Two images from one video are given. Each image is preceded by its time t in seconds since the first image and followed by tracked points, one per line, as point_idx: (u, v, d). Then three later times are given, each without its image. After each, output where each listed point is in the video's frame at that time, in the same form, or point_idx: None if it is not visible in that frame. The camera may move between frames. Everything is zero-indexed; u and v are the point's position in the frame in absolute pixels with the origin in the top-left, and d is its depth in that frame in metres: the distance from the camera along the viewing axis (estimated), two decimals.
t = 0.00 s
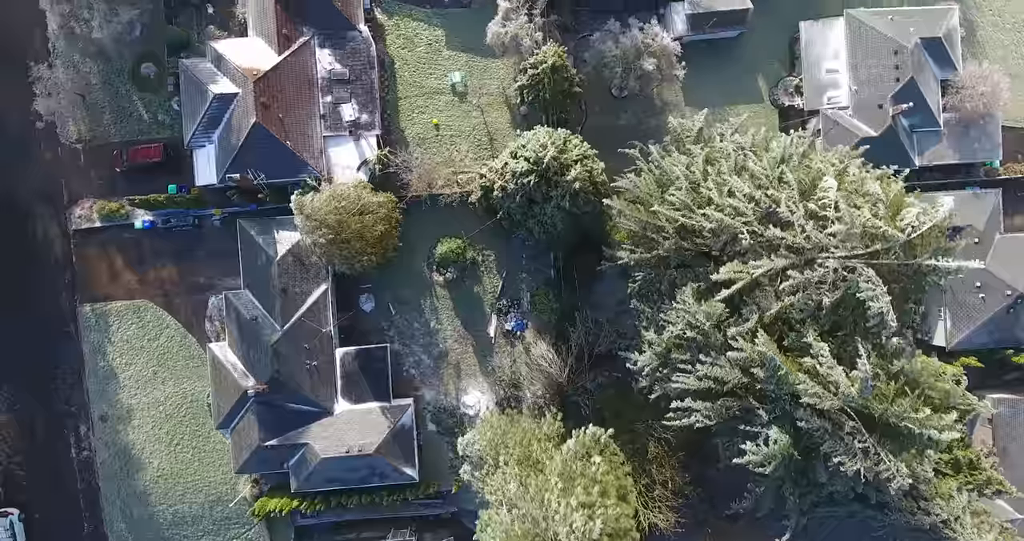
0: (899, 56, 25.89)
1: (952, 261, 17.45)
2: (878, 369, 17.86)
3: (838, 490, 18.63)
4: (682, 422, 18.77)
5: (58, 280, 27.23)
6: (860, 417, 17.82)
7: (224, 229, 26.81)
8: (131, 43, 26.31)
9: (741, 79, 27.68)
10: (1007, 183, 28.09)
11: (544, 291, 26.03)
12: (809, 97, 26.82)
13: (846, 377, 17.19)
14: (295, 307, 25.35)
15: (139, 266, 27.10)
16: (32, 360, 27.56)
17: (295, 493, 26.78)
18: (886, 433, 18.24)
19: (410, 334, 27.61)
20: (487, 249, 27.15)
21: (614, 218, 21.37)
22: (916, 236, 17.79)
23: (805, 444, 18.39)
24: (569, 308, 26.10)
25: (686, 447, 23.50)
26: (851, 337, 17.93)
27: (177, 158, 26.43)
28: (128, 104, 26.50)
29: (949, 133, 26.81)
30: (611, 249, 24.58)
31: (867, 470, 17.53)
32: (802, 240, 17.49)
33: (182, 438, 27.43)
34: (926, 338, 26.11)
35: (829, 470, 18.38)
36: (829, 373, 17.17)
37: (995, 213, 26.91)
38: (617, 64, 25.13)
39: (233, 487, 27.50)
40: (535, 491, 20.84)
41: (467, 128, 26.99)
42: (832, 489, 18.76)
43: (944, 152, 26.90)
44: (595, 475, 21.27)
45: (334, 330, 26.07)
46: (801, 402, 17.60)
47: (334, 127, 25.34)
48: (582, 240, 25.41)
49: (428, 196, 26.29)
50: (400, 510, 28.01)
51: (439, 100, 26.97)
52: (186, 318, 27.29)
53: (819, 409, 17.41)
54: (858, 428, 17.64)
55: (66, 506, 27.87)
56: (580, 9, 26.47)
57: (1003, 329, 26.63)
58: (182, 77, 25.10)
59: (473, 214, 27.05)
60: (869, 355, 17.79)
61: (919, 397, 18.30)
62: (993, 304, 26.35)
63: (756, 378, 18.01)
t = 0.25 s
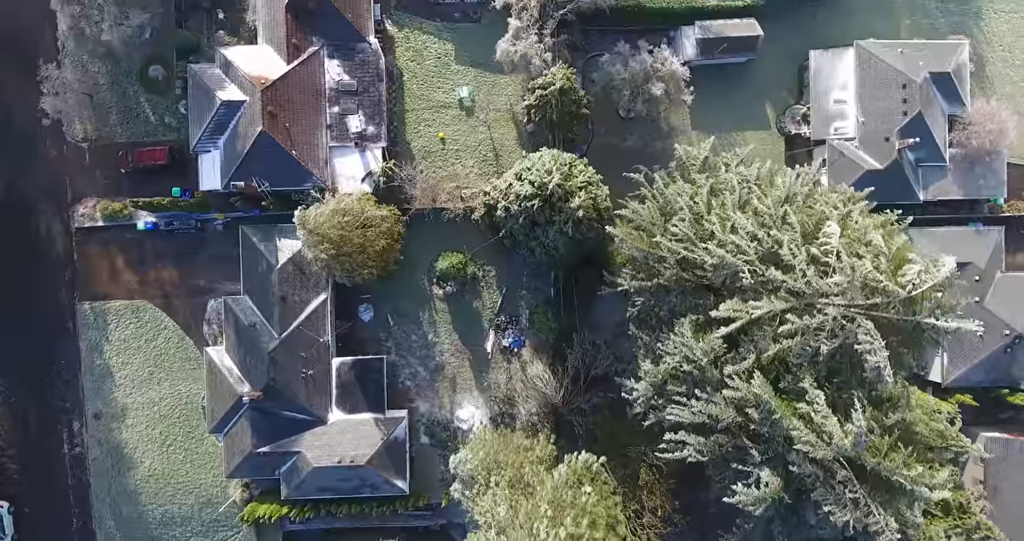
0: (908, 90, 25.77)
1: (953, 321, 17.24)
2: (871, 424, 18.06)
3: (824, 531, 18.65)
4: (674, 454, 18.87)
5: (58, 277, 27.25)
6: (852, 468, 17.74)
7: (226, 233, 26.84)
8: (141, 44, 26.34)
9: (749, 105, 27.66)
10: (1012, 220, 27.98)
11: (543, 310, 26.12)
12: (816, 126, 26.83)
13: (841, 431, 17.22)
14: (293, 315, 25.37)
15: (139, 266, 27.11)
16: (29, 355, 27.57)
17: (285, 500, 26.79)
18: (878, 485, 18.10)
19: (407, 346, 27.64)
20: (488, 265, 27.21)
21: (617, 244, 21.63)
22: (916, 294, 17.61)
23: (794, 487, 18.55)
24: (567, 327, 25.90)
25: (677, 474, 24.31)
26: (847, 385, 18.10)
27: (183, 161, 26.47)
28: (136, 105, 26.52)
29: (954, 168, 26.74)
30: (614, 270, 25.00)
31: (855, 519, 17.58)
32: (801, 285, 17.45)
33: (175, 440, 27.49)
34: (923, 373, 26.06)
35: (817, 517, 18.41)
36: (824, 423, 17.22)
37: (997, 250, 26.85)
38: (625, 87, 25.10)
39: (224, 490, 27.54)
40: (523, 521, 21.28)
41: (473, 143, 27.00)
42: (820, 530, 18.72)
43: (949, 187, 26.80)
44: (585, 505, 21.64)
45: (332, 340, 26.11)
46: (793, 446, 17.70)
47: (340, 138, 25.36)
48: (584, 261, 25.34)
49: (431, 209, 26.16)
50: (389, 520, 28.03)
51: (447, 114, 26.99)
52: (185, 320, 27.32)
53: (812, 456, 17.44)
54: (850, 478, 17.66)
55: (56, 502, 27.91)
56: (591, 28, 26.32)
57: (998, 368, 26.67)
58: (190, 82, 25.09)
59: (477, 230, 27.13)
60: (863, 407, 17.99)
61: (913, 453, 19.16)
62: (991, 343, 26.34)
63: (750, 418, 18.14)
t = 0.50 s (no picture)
0: (913, 118, 25.76)
1: (950, 374, 17.33)
2: (866, 469, 18.04)
3: None
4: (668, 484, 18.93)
5: (58, 282, 27.25)
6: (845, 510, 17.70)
7: (227, 242, 26.87)
8: (147, 51, 26.26)
9: (754, 128, 27.63)
10: (1012, 249, 28.04)
11: (542, 328, 25.97)
12: (820, 151, 26.85)
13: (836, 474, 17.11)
14: (292, 327, 25.36)
15: (139, 272, 27.11)
16: (27, 359, 27.54)
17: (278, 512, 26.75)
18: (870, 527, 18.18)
19: (406, 360, 27.64)
20: (489, 281, 27.20)
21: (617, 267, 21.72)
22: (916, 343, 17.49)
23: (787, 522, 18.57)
24: (565, 346, 26.09)
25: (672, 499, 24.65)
26: (844, 424, 18.10)
27: (186, 169, 26.44)
28: (140, 112, 26.48)
29: (956, 197, 26.76)
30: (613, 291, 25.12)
31: None
32: (800, 324, 17.39)
33: (171, 448, 27.48)
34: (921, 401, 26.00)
35: None
36: (820, 466, 17.16)
37: (997, 280, 26.84)
38: (631, 109, 25.09)
39: (219, 499, 27.53)
40: None
41: (476, 158, 26.97)
42: None
43: (951, 216, 26.82)
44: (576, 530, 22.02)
45: (330, 353, 26.06)
46: (788, 485, 17.72)
47: (343, 151, 25.31)
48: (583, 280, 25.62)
49: (433, 223, 26.13)
50: (382, 533, 27.97)
51: (451, 129, 26.97)
52: (183, 328, 27.32)
53: (806, 497, 17.42)
54: (844, 519, 17.66)
55: (50, 507, 27.90)
56: (597, 47, 26.42)
57: (995, 398, 26.68)
58: (195, 91, 25.19)
59: (478, 246, 27.16)
60: (857, 450, 18.03)
61: (906, 500, 18.97)
62: (989, 372, 26.33)
63: (746, 452, 18.18)
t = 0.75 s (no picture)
0: (916, 145, 25.66)
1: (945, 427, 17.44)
2: (857, 514, 18.04)
3: None
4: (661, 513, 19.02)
5: (57, 287, 27.24)
6: None
7: (227, 252, 26.85)
8: (151, 61, 26.35)
9: (757, 150, 27.58)
10: (1011, 277, 28.05)
11: (539, 346, 26.12)
12: (821, 175, 26.82)
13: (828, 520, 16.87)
14: (290, 340, 25.36)
15: (138, 280, 27.12)
16: (24, 362, 27.48)
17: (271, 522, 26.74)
18: None
19: (402, 374, 27.62)
20: (487, 296, 27.23)
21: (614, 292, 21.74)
22: (911, 395, 17.62)
23: None
24: (562, 365, 26.17)
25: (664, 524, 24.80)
26: (838, 465, 18.16)
27: (187, 179, 26.52)
28: (143, 120, 26.61)
29: (957, 225, 26.81)
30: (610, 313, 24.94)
31: None
32: (797, 364, 17.49)
33: (165, 453, 27.36)
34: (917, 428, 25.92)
35: None
36: (812, 510, 16.99)
37: (995, 310, 26.95)
38: (633, 130, 24.92)
39: (212, 507, 27.41)
40: None
41: (477, 175, 26.98)
42: None
43: (951, 244, 26.91)
44: None
45: (326, 365, 26.01)
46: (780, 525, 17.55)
47: (346, 165, 25.35)
48: (583, 300, 25.66)
49: (433, 240, 26.19)
50: None
51: (453, 144, 26.97)
52: (181, 336, 27.30)
53: None
54: None
55: (43, 510, 27.71)
56: (601, 66, 26.37)
57: (991, 428, 26.84)
58: (199, 102, 25.25)
59: (478, 263, 27.25)
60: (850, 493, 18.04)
61: None
62: (985, 403, 26.51)
63: (739, 487, 18.22)
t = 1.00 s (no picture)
0: (922, 196, 25.58)
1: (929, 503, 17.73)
2: None
3: None
4: None
5: (56, 270, 27.25)
6: None
7: (228, 249, 26.97)
8: (166, 52, 26.35)
9: (764, 186, 27.63)
10: (1008, 331, 28.04)
11: (532, 367, 26.00)
12: (827, 217, 26.78)
13: None
14: (284, 342, 25.35)
15: (138, 269, 27.19)
16: (18, 343, 27.48)
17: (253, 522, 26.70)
18: None
19: (394, 383, 27.65)
20: (484, 312, 27.24)
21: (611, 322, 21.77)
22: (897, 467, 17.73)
23: None
24: (553, 386, 26.15)
25: None
26: (820, 520, 18.13)
27: (194, 173, 26.57)
28: (155, 111, 26.69)
29: (958, 276, 26.78)
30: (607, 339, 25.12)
31: None
32: (786, 418, 17.60)
33: (152, 445, 27.41)
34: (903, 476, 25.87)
35: None
36: None
37: (989, 364, 26.93)
38: (642, 158, 25.05)
39: (195, 501, 27.45)
40: None
41: (484, 190, 26.97)
42: None
43: (950, 294, 26.88)
44: None
45: (319, 370, 26.15)
46: None
47: (353, 172, 25.36)
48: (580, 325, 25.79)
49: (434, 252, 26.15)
50: None
51: (461, 158, 26.96)
52: (176, 329, 27.36)
53: None
54: None
55: (25, 492, 27.66)
56: (615, 91, 26.42)
57: (977, 481, 26.91)
58: (211, 99, 25.24)
59: (478, 278, 27.27)
60: None
61: None
62: (971, 455, 26.60)
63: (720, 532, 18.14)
